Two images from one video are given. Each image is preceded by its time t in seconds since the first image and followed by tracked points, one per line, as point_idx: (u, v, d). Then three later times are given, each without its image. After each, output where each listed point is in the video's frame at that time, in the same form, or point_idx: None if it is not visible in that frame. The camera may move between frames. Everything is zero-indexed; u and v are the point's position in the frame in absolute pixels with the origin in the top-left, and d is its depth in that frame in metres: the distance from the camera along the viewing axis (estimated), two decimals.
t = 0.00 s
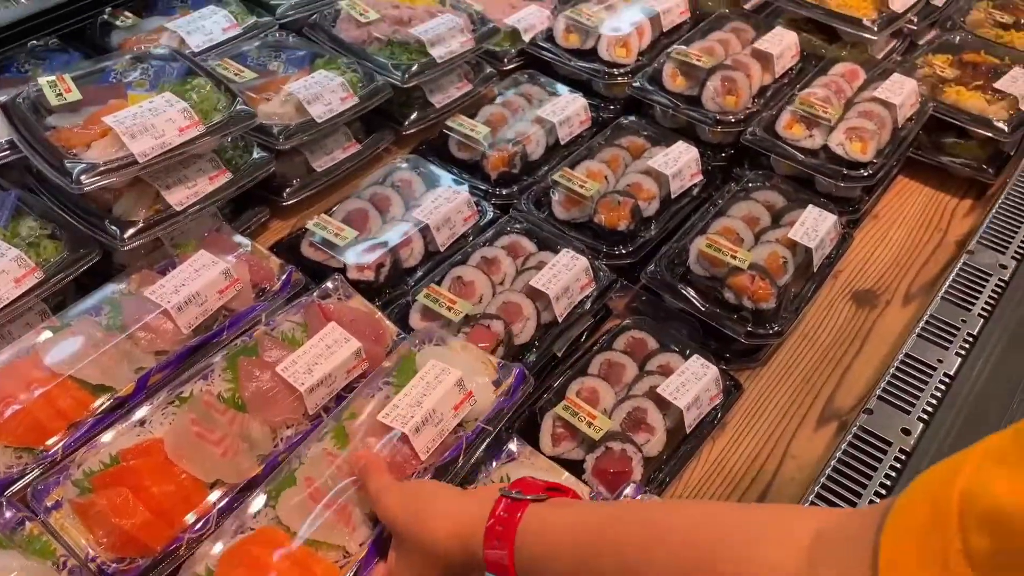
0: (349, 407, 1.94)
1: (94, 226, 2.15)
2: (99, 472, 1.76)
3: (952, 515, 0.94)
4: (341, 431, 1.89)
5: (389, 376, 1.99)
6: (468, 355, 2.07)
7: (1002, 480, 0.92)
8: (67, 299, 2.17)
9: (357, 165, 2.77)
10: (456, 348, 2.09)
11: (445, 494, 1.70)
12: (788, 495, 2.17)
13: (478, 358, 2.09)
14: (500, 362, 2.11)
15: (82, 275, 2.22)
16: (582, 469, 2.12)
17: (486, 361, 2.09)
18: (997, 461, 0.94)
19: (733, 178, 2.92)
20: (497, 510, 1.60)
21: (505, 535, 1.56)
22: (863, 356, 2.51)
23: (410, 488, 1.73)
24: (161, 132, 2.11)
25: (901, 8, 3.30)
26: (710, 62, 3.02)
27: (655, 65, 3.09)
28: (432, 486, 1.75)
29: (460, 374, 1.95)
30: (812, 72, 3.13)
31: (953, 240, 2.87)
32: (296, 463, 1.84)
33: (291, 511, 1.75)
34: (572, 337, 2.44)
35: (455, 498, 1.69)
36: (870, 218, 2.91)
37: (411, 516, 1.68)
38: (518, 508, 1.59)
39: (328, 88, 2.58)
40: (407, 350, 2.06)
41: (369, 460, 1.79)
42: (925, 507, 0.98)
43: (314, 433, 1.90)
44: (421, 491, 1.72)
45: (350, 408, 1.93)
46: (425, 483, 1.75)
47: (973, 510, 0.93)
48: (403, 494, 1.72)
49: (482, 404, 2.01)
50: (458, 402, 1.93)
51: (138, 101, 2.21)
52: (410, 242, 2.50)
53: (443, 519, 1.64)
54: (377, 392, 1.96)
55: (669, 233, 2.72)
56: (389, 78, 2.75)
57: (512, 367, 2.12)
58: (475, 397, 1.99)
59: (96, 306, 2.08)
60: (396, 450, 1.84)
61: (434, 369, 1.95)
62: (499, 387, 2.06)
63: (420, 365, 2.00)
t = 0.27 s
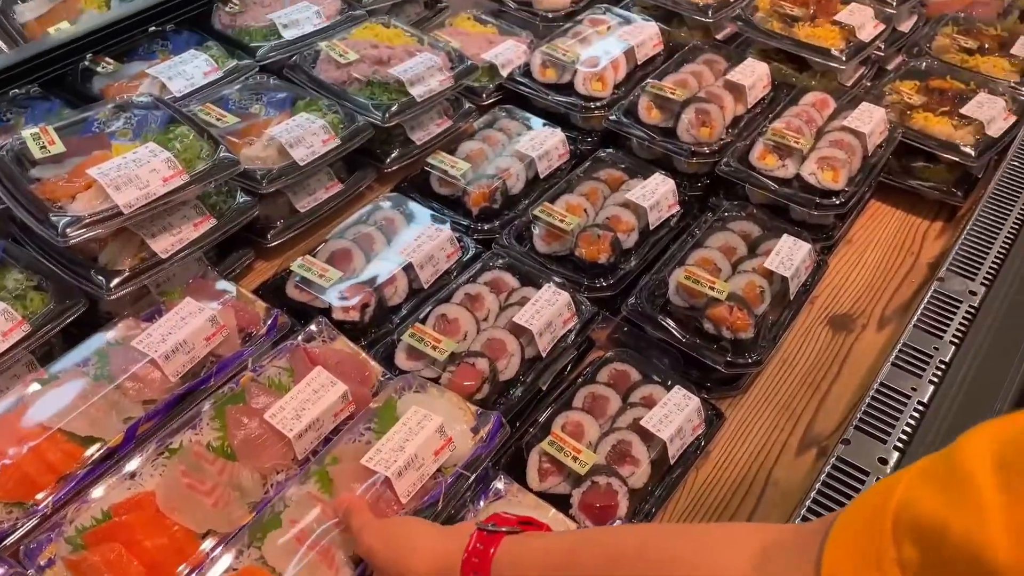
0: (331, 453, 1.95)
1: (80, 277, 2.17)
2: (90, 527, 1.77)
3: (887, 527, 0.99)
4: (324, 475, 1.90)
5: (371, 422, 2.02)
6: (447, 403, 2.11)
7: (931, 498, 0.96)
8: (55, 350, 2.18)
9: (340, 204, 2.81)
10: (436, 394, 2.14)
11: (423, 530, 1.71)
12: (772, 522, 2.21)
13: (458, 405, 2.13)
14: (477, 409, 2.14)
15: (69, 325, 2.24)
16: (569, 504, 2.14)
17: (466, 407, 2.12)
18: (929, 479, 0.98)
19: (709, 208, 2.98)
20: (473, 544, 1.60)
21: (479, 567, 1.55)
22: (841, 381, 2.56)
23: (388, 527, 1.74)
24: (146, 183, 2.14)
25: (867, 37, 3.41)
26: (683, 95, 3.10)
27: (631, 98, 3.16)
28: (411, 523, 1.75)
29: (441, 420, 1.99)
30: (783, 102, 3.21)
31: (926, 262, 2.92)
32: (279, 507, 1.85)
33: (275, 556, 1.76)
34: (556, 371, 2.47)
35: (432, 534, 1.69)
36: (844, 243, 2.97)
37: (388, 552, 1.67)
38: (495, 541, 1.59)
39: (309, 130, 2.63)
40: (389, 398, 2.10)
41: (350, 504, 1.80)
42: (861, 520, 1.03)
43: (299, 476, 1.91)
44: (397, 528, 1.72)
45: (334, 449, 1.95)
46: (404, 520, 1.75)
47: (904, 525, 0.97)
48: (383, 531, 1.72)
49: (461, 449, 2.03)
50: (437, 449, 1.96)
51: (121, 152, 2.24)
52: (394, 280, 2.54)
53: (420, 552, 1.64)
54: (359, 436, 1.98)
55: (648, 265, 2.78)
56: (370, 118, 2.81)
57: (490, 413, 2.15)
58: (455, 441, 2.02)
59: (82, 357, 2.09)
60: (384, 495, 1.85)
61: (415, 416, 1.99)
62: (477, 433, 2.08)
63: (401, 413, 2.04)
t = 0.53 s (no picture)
0: (317, 487, 1.96)
1: (60, 312, 2.16)
2: (76, 568, 1.76)
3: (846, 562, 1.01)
4: (309, 510, 1.91)
5: (356, 452, 2.03)
6: (432, 433, 2.14)
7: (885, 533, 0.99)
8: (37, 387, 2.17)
9: (322, 231, 2.82)
10: (420, 423, 2.16)
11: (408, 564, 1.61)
12: (756, 541, 2.23)
13: (441, 436, 2.16)
14: (460, 439, 2.16)
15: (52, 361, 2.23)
16: (555, 529, 2.15)
17: (448, 438, 2.15)
18: (888, 517, 1.01)
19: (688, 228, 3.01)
20: None
21: None
22: (821, 398, 2.59)
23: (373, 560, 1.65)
24: (126, 218, 2.14)
25: (840, 56, 3.47)
26: (660, 116, 3.15)
27: (609, 120, 3.21)
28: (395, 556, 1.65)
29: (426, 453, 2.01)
30: (759, 121, 3.26)
31: (903, 277, 2.96)
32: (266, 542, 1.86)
33: None
34: (540, 394, 2.49)
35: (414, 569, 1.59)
36: (822, 259, 3.02)
37: None
38: None
39: (290, 159, 2.64)
40: (374, 428, 2.11)
41: (335, 541, 1.78)
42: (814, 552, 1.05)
43: (287, 511, 1.92)
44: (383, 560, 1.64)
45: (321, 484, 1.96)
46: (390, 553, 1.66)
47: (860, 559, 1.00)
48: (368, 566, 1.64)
49: (444, 481, 2.06)
50: (422, 481, 1.98)
51: (101, 187, 2.25)
52: (377, 307, 2.55)
53: None
54: (344, 467, 2.00)
55: (629, 285, 2.80)
56: (350, 145, 2.83)
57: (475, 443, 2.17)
58: (439, 474, 2.04)
59: (65, 393, 2.08)
60: (369, 527, 1.87)
61: (401, 448, 2.00)
62: (461, 464, 2.11)
63: (386, 444, 2.05)
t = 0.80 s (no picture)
0: (298, 507, 1.92)
1: (46, 333, 2.13)
2: None
3: None
4: (290, 533, 1.87)
5: (336, 473, 2.00)
6: (414, 452, 2.10)
7: (864, 556, 1.08)
8: (23, 412, 2.14)
9: (311, 248, 2.80)
10: (402, 443, 2.12)
11: None
12: (751, 556, 2.22)
13: (424, 454, 2.11)
14: (443, 458, 2.13)
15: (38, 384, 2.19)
16: (548, 546, 2.13)
17: (432, 456, 2.11)
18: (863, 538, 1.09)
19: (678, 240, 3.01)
20: None
21: None
22: (814, 410, 2.58)
23: None
24: (113, 239, 2.12)
25: (827, 66, 3.49)
26: (649, 128, 3.14)
27: (597, 133, 3.22)
28: None
29: (409, 474, 1.98)
30: (747, 132, 3.27)
31: (893, 286, 2.97)
32: (252, 565, 1.82)
33: None
34: (533, 410, 2.47)
35: None
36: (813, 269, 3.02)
37: None
38: None
39: (278, 176, 2.62)
40: (355, 448, 2.07)
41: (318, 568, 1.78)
42: (807, 571, 1.15)
43: (269, 532, 1.88)
44: None
45: (311, 503, 1.92)
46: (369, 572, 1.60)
47: None
48: None
49: (427, 502, 2.01)
50: (404, 503, 1.94)
51: (87, 208, 2.22)
52: (367, 325, 2.53)
53: None
54: (324, 488, 1.96)
55: (620, 299, 2.80)
56: (338, 161, 2.82)
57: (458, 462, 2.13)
58: (421, 495, 2.00)
59: (51, 417, 2.05)
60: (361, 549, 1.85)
61: (383, 469, 1.98)
62: (443, 483, 2.07)
63: (368, 465, 2.02)
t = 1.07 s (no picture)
0: (294, 527, 1.89)
1: (38, 350, 2.11)
2: None
3: None
4: (284, 553, 1.84)
5: (333, 494, 1.97)
6: (410, 473, 2.08)
7: None
8: (16, 431, 2.10)
9: (307, 262, 2.78)
10: (400, 463, 2.11)
11: None
12: (752, 571, 2.20)
13: (421, 474, 2.10)
14: (440, 477, 2.11)
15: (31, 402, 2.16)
16: (549, 563, 2.10)
17: (430, 475, 2.10)
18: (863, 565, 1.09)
19: (676, 251, 3.00)
20: None
21: None
22: (815, 422, 2.56)
23: None
24: (106, 255, 2.09)
25: (823, 76, 3.49)
26: (646, 139, 3.13)
27: (594, 144, 3.21)
28: None
29: (401, 494, 1.94)
30: (744, 142, 3.27)
31: (891, 296, 2.96)
32: None
33: None
34: (532, 424, 2.45)
35: None
36: (811, 279, 3.01)
37: None
38: None
39: (273, 190, 2.60)
40: (352, 468, 2.05)
41: None
42: None
43: (263, 550, 1.85)
44: None
45: (309, 524, 1.90)
46: None
47: None
48: None
49: (421, 523, 1.99)
50: (397, 523, 1.91)
51: (80, 223, 2.19)
52: (364, 339, 2.51)
53: None
54: (321, 508, 1.94)
55: (619, 311, 2.78)
56: (334, 174, 2.80)
57: (455, 483, 2.11)
58: (415, 516, 1.98)
59: (44, 437, 2.02)
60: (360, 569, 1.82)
61: (376, 488, 1.94)
62: (438, 505, 2.05)
63: (363, 484, 1.99)
